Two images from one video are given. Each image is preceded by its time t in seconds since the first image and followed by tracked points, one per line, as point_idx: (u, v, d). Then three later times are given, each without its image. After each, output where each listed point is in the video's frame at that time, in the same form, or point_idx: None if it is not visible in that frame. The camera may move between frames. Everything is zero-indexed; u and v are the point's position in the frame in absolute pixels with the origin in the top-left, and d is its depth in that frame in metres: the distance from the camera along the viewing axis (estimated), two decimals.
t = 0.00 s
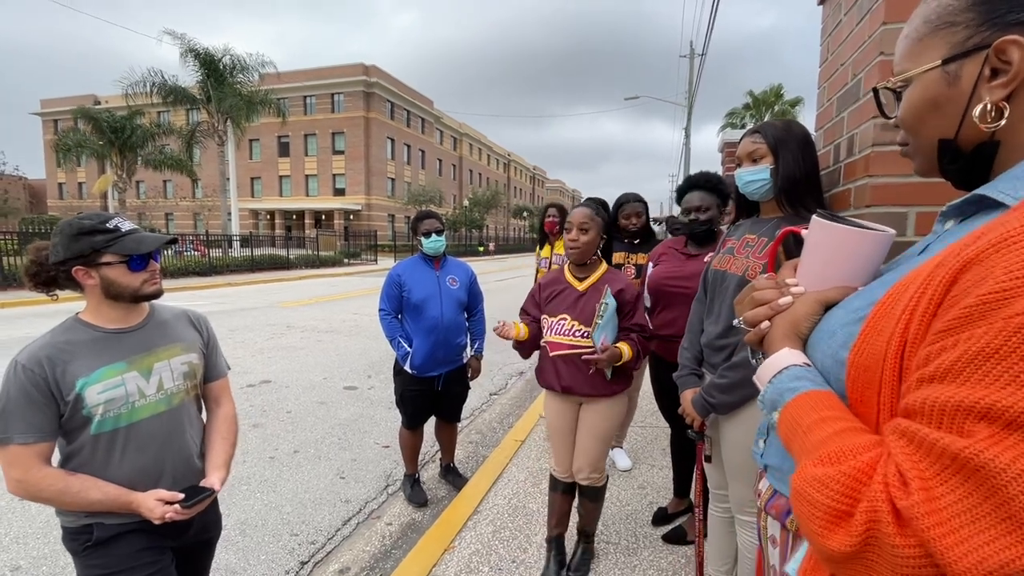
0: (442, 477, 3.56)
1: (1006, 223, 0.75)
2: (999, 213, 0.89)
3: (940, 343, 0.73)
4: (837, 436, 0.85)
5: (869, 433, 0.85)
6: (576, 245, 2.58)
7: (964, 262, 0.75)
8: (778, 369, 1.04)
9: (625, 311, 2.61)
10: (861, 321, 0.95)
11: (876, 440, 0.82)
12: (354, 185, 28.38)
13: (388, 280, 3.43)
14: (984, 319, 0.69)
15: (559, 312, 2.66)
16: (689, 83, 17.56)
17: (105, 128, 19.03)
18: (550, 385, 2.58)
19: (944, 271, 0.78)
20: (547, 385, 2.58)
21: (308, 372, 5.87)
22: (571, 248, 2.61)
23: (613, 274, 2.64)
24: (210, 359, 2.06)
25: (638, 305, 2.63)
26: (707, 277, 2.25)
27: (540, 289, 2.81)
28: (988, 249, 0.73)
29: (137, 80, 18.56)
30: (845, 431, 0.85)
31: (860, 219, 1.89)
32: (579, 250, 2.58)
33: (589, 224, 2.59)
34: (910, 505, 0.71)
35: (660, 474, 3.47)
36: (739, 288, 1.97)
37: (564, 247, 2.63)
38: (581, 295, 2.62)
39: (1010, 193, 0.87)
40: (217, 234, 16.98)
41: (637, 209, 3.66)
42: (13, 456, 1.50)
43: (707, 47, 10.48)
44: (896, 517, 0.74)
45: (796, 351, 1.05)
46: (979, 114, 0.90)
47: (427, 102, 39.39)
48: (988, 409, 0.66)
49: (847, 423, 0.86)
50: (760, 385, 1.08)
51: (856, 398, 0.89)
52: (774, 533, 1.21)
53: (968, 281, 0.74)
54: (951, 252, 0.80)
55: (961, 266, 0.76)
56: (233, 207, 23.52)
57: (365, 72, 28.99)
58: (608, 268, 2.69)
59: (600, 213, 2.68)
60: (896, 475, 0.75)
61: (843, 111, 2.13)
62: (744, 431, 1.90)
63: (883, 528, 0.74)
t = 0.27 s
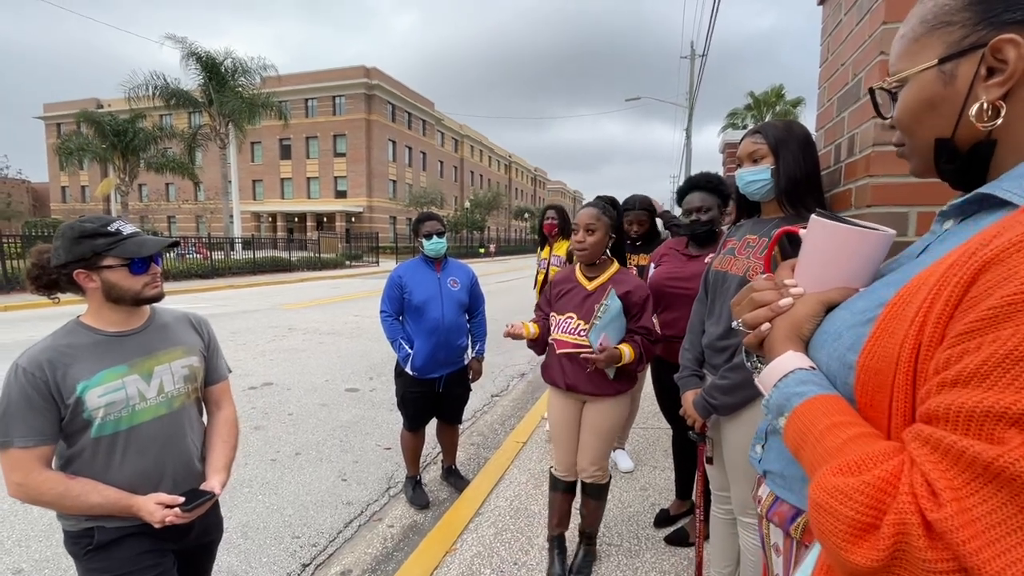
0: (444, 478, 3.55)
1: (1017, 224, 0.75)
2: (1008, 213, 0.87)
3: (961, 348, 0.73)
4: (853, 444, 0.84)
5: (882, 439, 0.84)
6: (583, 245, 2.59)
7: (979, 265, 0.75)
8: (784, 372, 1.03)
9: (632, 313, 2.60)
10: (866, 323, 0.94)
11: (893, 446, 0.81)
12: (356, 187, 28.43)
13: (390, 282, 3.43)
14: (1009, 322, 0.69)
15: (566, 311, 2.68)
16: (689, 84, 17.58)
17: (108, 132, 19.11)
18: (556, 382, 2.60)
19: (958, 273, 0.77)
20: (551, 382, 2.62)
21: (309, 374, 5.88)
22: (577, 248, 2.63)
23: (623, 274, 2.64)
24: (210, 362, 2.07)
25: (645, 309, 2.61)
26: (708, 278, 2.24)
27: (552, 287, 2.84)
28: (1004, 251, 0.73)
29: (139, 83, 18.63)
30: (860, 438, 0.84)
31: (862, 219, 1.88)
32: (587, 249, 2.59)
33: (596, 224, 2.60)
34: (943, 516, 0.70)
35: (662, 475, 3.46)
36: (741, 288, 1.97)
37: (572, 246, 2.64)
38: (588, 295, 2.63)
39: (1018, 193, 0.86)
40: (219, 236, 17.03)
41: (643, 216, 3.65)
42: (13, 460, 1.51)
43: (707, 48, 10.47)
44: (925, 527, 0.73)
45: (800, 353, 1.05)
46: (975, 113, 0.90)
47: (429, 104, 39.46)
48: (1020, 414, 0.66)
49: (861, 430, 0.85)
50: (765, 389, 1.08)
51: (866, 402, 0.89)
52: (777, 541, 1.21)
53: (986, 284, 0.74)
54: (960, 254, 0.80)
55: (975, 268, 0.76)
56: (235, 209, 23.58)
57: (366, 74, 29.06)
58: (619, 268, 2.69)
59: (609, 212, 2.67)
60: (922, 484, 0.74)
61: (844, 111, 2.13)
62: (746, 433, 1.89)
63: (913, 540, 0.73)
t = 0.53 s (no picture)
0: (446, 481, 3.55)
1: (1008, 226, 0.75)
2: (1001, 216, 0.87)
3: (946, 349, 0.73)
4: (842, 445, 0.84)
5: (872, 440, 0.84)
6: (588, 248, 2.60)
7: (966, 267, 0.75)
8: (779, 375, 1.02)
9: (635, 317, 2.59)
10: (861, 325, 0.94)
11: (880, 447, 0.81)
12: (357, 189, 28.48)
13: (391, 284, 3.44)
14: (993, 324, 0.68)
15: (569, 312, 2.68)
16: (691, 86, 17.60)
17: (111, 136, 19.16)
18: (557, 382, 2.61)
19: (946, 275, 0.77)
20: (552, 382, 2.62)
21: (311, 377, 5.87)
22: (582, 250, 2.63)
23: (629, 277, 2.64)
24: (213, 365, 2.07)
25: (648, 313, 2.61)
26: (709, 279, 2.25)
27: (557, 287, 2.83)
28: (991, 253, 0.72)
29: (142, 87, 18.69)
30: (849, 438, 0.84)
31: (865, 220, 1.88)
32: (591, 252, 2.59)
33: (602, 227, 2.60)
34: (924, 514, 0.70)
35: (664, 477, 3.45)
36: (743, 289, 1.97)
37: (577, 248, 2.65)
38: (592, 296, 2.63)
39: (1008, 196, 0.87)
40: (221, 240, 17.06)
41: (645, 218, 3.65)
42: (18, 463, 1.51)
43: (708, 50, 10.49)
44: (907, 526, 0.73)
45: (797, 356, 1.05)
46: (973, 115, 0.90)
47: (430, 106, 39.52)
48: (1000, 415, 0.65)
49: (851, 431, 0.85)
50: (762, 391, 1.07)
51: (858, 403, 0.88)
52: (777, 539, 1.21)
53: (973, 285, 0.73)
54: (950, 257, 0.80)
55: (964, 270, 0.75)
56: (237, 212, 23.61)
57: (368, 77, 29.12)
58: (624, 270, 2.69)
59: (617, 217, 2.68)
60: (907, 484, 0.74)
61: (845, 112, 2.12)
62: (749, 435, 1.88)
63: (895, 538, 0.73)
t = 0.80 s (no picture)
0: (447, 483, 3.54)
1: (998, 224, 0.74)
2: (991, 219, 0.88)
3: (932, 346, 0.72)
4: (833, 442, 0.84)
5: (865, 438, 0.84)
6: (584, 251, 2.61)
7: (955, 266, 0.75)
8: (777, 374, 1.02)
9: (631, 321, 2.57)
10: (856, 326, 0.94)
11: (871, 444, 0.81)
12: (359, 192, 28.52)
13: (392, 287, 3.44)
14: (976, 321, 0.68)
15: (565, 314, 2.69)
16: (692, 89, 17.64)
17: (113, 139, 19.21)
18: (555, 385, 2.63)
19: (935, 275, 0.77)
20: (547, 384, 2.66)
21: (312, 379, 5.87)
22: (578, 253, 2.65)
23: (626, 281, 2.63)
24: (215, 368, 2.07)
25: (644, 318, 2.58)
26: (709, 281, 2.24)
27: (557, 289, 2.85)
28: (979, 251, 0.72)
29: (144, 91, 18.74)
30: (841, 436, 0.83)
31: (865, 222, 1.87)
32: (587, 256, 2.60)
33: (597, 231, 2.61)
34: (906, 506, 0.70)
35: (666, 479, 3.45)
36: (744, 291, 1.96)
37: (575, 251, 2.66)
38: (587, 299, 2.64)
39: (999, 199, 0.87)
40: (223, 242, 17.09)
41: (644, 222, 3.65)
42: (21, 466, 1.51)
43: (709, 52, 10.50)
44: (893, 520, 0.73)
45: (796, 357, 1.04)
46: (960, 121, 0.90)
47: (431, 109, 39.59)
48: (981, 410, 0.65)
49: (844, 428, 0.84)
50: (760, 391, 1.07)
51: (854, 402, 0.88)
52: (779, 541, 1.20)
53: (960, 283, 0.73)
54: (942, 256, 0.79)
55: (953, 268, 0.75)
56: (239, 214, 23.64)
57: (369, 80, 29.19)
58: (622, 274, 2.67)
59: (614, 220, 2.69)
60: (893, 479, 0.74)
61: (846, 114, 2.12)
62: (751, 438, 1.88)
63: (880, 532, 0.73)
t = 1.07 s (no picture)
0: (448, 486, 3.54)
1: (1005, 222, 0.74)
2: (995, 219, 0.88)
3: (941, 345, 0.72)
4: (841, 442, 0.83)
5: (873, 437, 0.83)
6: (575, 253, 2.62)
7: (961, 265, 0.74)
8: (783, 375, 1.02)
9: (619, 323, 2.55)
10: (862, 326, 0.94)
11: (880, 443, 0.80)
12: (360, 194, 28.55)
13: (392, 289, 3.44)
14: (985, 319, 0.68)
15: (560, 315, 2.70)
16: (692, 91, 17.66)
17: (114, 141, 19.25)
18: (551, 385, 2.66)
19: (942, 274, 0.76)
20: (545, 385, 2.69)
21: (313, 382, 5.87)
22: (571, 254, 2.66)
23: (617, 283, 2.62)
24: (216, 371, 2.07)
25: (633, 321, 2.56)
26: (711, 284, 2.24)
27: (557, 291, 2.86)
28: (986, 250, 0.72)
29: (146, 94, 18.78)
30: (849, 436, 0.83)
31: (867, 224, 1.87)
32: (579, 257, 2.61)
33: (587, 233, 2.61)
34: (919, 506, 0.70)
35: (667, 482, 3.44)
36: (745, 293, 1.96)
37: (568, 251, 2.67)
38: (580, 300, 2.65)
39: (1004, 199, 0.87)
40: (224, 245, 17.11)
41: (639, 226, 3.66)
42: (22, 470, 1.50)
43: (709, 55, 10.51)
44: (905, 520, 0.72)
45: (802, 359, 1.04)
46: (966, 123, 0.90)
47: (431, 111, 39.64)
48: (993, 408, 0.65)
49: (852, 429, 0.84)
50: (765, 393, 1.06)
51: (860, 403, 0.87)
52: (786, 544, 1.20)
53: (968, 282, 0.73)
54: (948, 256, 0.79)
55: (960, 267, 0.75)
56: (240, 217, 23.66)
57: (369, 83, 29.24)
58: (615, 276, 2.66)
59: (607, 222, 2.69)
60: (904, 478, 0.73)
61: (847, 116, 2.12)
62: (754, 441, 1.87)
63: (893, 532, 0.72)
